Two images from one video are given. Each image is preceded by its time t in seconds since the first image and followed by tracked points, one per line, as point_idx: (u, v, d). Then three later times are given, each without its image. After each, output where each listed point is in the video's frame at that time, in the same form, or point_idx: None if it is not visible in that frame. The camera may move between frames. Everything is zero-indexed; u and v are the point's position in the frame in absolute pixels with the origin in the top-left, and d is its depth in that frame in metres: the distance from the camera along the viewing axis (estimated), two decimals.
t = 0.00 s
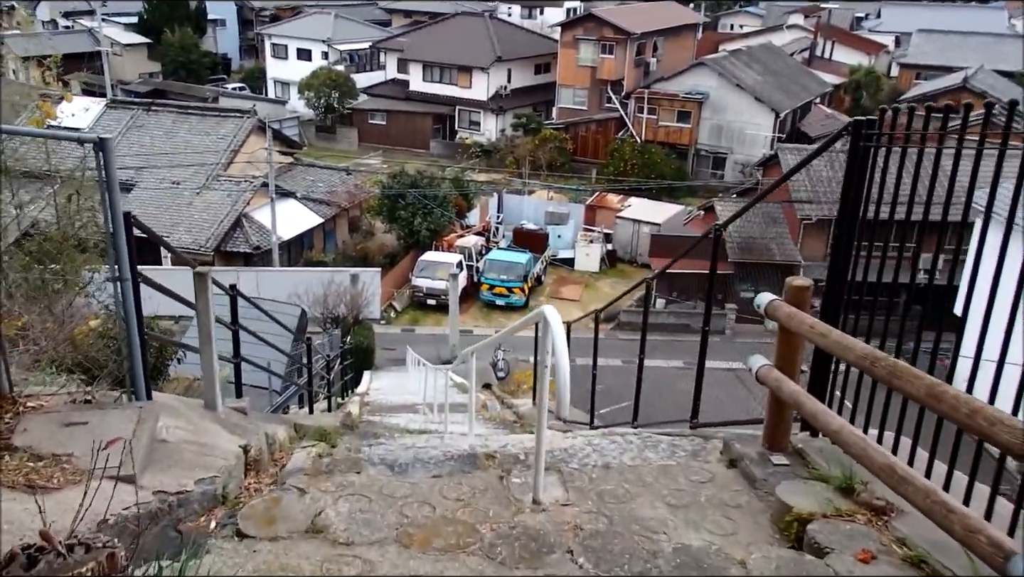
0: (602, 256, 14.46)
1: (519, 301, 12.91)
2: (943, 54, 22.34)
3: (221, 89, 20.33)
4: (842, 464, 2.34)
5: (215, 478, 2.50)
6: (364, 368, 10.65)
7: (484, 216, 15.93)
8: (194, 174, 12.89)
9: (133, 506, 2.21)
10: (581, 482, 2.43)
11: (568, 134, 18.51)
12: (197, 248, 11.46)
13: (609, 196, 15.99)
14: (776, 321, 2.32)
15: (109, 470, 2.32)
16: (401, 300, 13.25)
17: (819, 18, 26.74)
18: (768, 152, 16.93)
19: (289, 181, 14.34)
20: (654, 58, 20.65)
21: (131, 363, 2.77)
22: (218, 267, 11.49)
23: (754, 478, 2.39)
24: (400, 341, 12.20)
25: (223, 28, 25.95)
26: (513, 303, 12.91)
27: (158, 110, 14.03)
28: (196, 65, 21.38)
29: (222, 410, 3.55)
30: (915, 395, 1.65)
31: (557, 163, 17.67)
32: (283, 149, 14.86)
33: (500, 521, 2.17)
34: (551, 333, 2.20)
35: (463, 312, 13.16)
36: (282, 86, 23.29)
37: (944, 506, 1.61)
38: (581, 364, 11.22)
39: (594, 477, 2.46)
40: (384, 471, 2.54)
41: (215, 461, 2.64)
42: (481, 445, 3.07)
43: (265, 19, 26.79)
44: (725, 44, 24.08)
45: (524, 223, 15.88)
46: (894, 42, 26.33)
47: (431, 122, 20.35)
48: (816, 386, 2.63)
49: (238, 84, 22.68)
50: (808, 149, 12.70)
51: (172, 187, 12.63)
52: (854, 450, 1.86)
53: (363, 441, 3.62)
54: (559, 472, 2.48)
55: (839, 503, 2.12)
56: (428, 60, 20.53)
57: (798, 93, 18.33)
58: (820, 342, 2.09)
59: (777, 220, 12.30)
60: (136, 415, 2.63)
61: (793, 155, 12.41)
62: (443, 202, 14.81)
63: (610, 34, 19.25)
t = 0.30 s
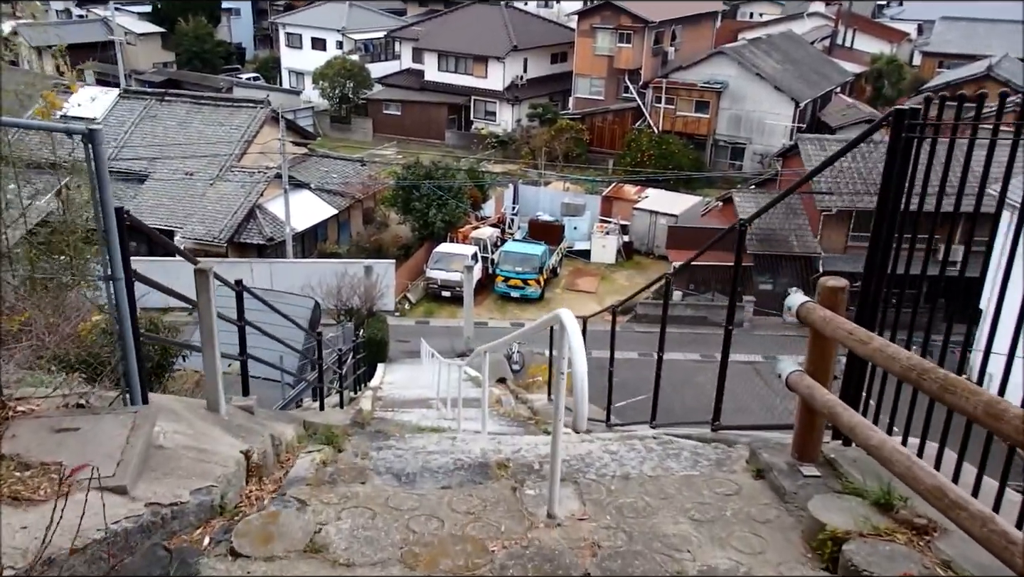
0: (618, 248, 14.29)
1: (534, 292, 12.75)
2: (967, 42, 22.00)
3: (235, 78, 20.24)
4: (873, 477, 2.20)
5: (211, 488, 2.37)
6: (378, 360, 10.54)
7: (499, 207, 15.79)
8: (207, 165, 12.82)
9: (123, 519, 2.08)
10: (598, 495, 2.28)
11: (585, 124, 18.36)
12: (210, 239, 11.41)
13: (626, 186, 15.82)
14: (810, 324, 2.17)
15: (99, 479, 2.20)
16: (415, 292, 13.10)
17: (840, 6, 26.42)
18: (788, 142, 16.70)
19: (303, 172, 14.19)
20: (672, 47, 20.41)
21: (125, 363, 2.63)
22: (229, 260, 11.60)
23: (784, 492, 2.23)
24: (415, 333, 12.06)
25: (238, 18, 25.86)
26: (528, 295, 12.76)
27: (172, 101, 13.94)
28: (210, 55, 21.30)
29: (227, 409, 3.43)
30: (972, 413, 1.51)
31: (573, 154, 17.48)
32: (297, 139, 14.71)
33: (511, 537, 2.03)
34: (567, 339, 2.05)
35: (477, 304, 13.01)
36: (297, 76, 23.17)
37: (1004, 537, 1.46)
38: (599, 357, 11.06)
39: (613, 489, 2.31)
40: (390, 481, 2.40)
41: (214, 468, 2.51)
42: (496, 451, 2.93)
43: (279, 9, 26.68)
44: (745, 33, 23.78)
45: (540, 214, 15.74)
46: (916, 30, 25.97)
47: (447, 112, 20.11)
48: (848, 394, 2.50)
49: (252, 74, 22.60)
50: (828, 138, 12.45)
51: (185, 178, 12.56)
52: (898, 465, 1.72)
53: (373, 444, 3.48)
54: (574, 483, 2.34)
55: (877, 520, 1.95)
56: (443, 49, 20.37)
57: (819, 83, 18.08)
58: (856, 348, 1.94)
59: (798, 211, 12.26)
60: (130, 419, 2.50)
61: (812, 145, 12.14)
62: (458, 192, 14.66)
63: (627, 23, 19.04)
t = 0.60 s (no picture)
0: (634, 241, 14.12)
1: (549, 285, 12.57)
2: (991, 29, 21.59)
3: (249, 69, 20.15)
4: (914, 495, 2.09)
5: (206, 499, 2.23)
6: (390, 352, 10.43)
7: (514, 198, 15.67)
8: (220, 158, 12.71)
9: (110, 534, 1.94)
10: (617, 512, 2.15)
11: (601, 115, 18.23)
12: (224, 230, 11.29)
13: (643, 178, 15.64)
14: (849, 332, 2.04)
15: (86, 492, 2.06)
16: (429, 284, 12.96)
17: None
18: (810, 134, 16.40)
19: (316, 162, 14.08)
20: (691, 36, 20.13)
21: (117, 368, 2.47)
22: (242, 250, 11.53)
23: (817, 511, 2.10)
24: (428, 325, 11.92)
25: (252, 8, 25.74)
26: (543, 287, 12.58)
27: (186, 92, 13.81)
28: (224, 46, 21.24)
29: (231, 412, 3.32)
30: None
31: (590, 145, 17.28)
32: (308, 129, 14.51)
33: (522, 559, 1.90)
34: (585, 346, 1.90)
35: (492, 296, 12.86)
36: (311, 66, 23.05)
37: None
38: (615, 351, 10.88)
39: (632, 506, 2.18)
40: (395, 493, 2.27)
41: (211, 477, 2.38)
42: (509, 460, 2.81)
43: None
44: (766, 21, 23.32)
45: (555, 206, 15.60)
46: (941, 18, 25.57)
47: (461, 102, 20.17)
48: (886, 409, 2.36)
49: (267, 65, 22.55)
50: (851, 129, 12.19)
51: (198, 170, 12.45)
52: (954, 496, 1.61)
53: (382, 447, 3.37)
54: (591, 498, 2.21)
55: (921, 548, 1.82)
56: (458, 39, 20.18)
57: (841, 73, 17.77)
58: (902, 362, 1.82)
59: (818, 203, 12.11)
60: (123, 426, 2.37)
61: (834, 136, 11.89)
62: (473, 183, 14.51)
63: (645, 10, 18.35)
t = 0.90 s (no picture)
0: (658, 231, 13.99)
1: (571, 276, 12.43)
2: None
3: (271, 53, 20.09)
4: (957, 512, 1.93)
5: (207, 509, 2.12)
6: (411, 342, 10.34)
7: (536, 187, 15.52)
8: (239, 141, 12.63)
9: (102, 549, 1.83)
10: (641, 526, 2.01)
11: (626, 102, 18.08)
12: (242, 217, 11.20)
13: (666, 167, 15.45)
14: (895, 338, 1.88)
15: (79, 503, 1.95)
16: (449, 273, 12.85)
17: None
18: (835, 123, 16.20)
19: (336, 149, 13.98)
20: (717, 23, 19.66)
21: (115, 363, 2.36)
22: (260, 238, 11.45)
23: (854, 526, 1.93)
24: (448, 316, 11.80)
25: None
26: (564, 278, 12.45)
27: (204, 74, 13.73)
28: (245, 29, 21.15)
29: (240, 411, 3.20)
30: None
31: (612, 133, 17.09)
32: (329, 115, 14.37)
33: None
34: (609, 351, 1.77)
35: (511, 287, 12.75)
36: (333, 50, 22.91)
37: None
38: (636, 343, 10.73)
39: (657, 519, 2.04)
40: (408, 504, 2.14)
41: (215, 484, 2.27)
42: (528, 466, 2.67)
43: None
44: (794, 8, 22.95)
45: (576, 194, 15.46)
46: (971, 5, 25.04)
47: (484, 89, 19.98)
48: (927, 415, 2.20)
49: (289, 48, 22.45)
50: (879, 119, 11.85)
51: (217, 155, 12.38)
52: (1015, 523, 1.46)
53: (396, 449, 3.24)
54: (615, 511, 2.07)
55: (970, 571, 1.68)
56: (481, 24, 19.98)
57: (869, 62, 17.50)
58: (953, 373, 1.67)
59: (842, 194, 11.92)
60: (122, 431, 2.26)
61: (861, 126, 11.57)
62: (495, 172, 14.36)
63: None
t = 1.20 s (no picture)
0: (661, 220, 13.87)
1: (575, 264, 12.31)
2: None
3: (272, 39, 19.96)
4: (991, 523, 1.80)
5: (198, 519, 2.03)
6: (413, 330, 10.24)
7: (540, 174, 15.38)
8: (239, 128, 12.51)
9: (83, 564, 1.73)
10: (655, 536, 1.89)
11: (629, 90, 17.94)
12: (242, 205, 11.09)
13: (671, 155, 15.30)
14: (928, 341, 1.76)
15: (61, 514, 1.86)
16: (452, 261, 12.73)
17: None
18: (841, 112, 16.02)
19: (337, 135, 13.85)
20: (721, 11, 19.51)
21: (99, 361, 2.26)
22: (261, 225, 11.35)
23: (881, 538, 1.80)
24: (450, 304, 11.67)
25: None
26: (568, 266, 12.33)
27: (203, 60, 13.60)
28: (246, 15, 21.01)
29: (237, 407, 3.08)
30: None
31: (617, 121, 16.94)
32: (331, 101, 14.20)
33: None
34: (625, 358, 1.66)
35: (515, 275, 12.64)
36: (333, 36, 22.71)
37: None
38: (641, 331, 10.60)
39: (671, 527, 1.93)
40: (410, 513, 2.04)
41: (206, 490, 2.17)
42: (536, 467, 2.56)
43: None
44: None
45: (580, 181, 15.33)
46: None
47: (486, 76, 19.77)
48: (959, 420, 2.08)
49: (291, 34, 22.29)
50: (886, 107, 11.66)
51: (216, 142, 12.27)
52: None
53: (399, 448, 3.13)
54: (627, 520, 1.96)
55: None
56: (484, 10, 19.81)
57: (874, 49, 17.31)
58: (994, 382, 1.55)
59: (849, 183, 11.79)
60: (108, 436, 2.18)
61: (867, 115, 11.40)
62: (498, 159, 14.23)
63: None
